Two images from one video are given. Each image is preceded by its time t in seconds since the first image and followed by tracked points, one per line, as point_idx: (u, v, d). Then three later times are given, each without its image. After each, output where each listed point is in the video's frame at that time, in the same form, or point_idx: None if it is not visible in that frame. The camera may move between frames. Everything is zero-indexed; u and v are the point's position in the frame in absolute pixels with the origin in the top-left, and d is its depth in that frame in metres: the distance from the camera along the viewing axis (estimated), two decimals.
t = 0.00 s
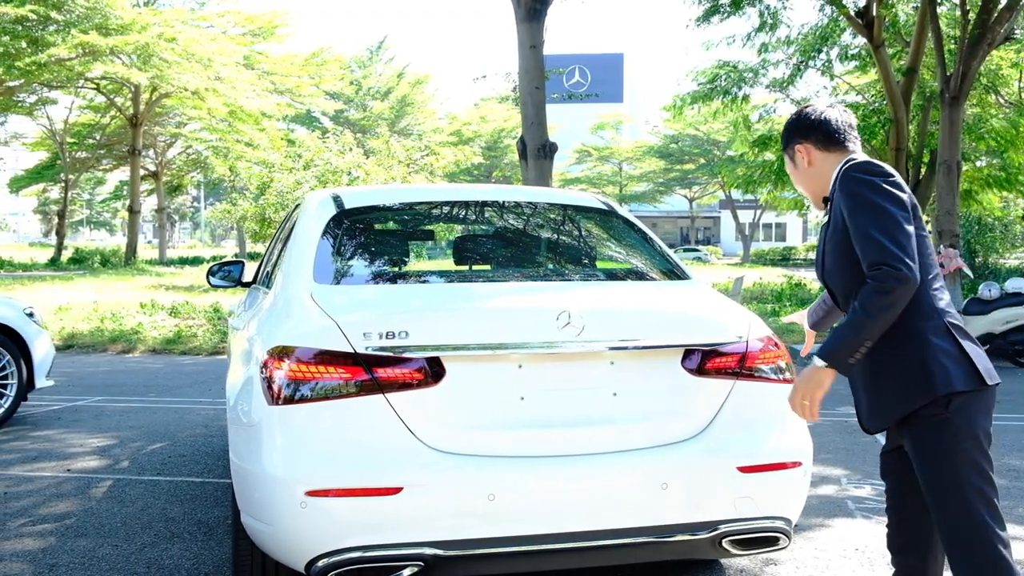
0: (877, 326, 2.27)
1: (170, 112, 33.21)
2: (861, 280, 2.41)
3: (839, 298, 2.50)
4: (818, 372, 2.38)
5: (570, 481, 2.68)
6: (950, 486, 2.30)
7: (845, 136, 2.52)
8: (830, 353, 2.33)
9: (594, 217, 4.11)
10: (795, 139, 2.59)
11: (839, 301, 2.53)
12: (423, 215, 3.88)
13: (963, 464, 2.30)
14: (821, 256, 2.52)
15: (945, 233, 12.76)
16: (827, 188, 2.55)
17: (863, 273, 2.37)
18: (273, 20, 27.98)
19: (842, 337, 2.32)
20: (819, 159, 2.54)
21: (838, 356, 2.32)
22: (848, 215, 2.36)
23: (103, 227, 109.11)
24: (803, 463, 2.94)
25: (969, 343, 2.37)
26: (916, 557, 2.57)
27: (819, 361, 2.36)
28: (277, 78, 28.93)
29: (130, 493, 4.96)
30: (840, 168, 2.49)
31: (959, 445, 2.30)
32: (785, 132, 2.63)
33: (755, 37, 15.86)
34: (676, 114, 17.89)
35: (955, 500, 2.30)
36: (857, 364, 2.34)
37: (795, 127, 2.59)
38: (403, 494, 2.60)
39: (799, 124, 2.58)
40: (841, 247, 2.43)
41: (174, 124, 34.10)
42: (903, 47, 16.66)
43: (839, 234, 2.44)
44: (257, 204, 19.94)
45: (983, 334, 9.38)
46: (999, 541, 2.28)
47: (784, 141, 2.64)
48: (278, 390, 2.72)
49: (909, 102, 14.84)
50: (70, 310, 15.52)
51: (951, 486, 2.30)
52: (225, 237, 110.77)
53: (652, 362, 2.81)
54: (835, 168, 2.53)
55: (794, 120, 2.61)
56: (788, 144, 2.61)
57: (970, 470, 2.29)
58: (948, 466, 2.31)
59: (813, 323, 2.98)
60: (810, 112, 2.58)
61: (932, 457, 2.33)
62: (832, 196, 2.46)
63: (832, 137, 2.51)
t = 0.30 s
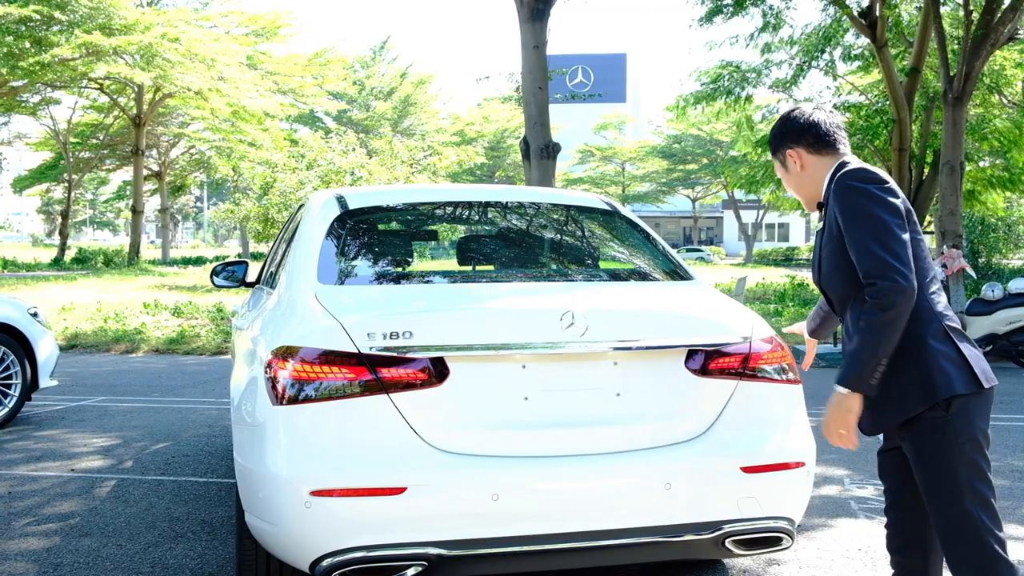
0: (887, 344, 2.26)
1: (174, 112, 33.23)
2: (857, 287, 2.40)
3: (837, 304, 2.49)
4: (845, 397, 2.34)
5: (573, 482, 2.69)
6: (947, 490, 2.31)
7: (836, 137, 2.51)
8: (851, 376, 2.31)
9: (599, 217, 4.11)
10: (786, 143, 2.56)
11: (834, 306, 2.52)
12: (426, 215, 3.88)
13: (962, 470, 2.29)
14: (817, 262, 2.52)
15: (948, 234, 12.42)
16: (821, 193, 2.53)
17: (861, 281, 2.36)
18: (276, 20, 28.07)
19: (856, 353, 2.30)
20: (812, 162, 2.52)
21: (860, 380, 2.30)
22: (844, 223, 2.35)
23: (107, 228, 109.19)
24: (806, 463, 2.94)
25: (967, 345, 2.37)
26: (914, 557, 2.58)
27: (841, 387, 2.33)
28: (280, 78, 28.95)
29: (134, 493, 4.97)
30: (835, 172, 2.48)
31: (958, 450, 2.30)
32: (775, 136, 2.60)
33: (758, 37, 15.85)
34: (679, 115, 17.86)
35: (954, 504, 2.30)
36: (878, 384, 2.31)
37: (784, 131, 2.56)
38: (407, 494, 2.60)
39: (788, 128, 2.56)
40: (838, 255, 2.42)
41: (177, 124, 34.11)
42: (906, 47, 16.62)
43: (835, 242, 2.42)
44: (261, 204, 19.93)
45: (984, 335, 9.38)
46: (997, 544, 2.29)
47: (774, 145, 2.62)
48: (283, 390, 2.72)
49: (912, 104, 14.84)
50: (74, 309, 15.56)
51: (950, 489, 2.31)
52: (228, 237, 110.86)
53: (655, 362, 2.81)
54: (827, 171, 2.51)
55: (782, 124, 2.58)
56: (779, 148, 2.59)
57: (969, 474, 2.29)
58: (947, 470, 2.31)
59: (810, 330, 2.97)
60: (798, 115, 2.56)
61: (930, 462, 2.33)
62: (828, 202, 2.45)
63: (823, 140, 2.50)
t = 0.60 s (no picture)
0: (938, 354, 2.17)
1: (176, 113, 33.23)
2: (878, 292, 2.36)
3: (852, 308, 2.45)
4: (924, 415, 2.19)
5: (579, 482, 2.69)
6: (961, 495, 2.30)
7: (840, 137, 2.48)
8: (927, 394, 2.16)
9: (602, 217, 4.11)
10: (789, 144, 2.51)
11: (846, 309, 2.48)
12: (429, 215, 3.88)
13: (974, 477, 2.28)
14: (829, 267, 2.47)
15: (950, 234, 12.54)
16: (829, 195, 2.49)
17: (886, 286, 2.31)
18: (278, 20, 28.09)
19: (920, 366, 2.18)
20: (818, 163, 2.49)
21: (932, 394, 2.16)
22: (864, 227, 2.30)
23: (109, 228, 109.19)
24: (811, 463, 2.94)
25: (982, 350, 2.35)
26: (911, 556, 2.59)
27: (917, 404, 2.18)
28: (282, 78, 28.95)
29: (137, 493, 4.97)
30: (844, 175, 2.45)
31: (971, 457, 2.28)
32: (777, 137, 2.54)
33: (760, 37, 15.85)
34: (681, 115, 17.82)
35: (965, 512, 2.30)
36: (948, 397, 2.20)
37: (787, 131, 2.51)
38: (411, 494, 2.60)
39: (792, 129, 2.50)
40: (857, 259, 2.37)
41: (179, 124, 34.10)
42: (908, 48, 16.61)
43: (854, 246, 2.37)
44: (263, 204, 19.93)
45: (988, 335, 9.37)
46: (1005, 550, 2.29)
47: (774, 146, 2.56)
48: (287, 390, 2.73)
49: (914, 104, 14.85)
50: (76, 309, 15.58)
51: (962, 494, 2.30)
52: (230, 237, 111.02)
53: (659, 362, 2.82)
54: (836, 171, 2.48)
55: (783, 123, 2.53)
56: (780, 149, 2.53)
57: (981, 480, 2.29)
58: (960, 476, 2.29)
59: (810, 333, 2.95)
60: (800, 114, 2.52)
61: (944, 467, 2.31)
62: (842, 204, 2.40)
63: (828, 140, 2.47)
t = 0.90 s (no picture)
0: (956, 360, 2.15)
1: (176, 113, 33.21)
2: (904, 293, 2.31)
3: (871, 309, 2.39)
4: (919, 416, 2.19)
5: (580, 482, 2.70)
6: (973, 498, 2.28)
7: (863, 134, 2.45)
8: (926, 395, 2.16)
9: (602, 218, 4.12)
10: (825, 122, 2.41)
11: (862, 309, 2.42)
12: (430, 216, 3.89)
13: (992, 481, 2.27)
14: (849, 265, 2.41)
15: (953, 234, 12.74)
16: (852, 186, 2.42)
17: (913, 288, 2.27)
18: (278, 21, 28.07)
19: (929, 368, 2.17)
20: (851, 150, 2.42)
21: (938, 398, 2.16)
22: (896, 227, 2.25)
23: (110, 229, 109.15)
24: (811, 463, 2.94)
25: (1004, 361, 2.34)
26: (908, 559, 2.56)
27: (912, 404, 2.19)
28: (282, 78, 28.95)
29: (138, 493, 4.98)
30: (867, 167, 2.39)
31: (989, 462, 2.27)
32: (807, 114, 2.43)
33: (760, 38, 15.85)
34: (682, 115, 17.80)
35: (976, 518, 2.28)
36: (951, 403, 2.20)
37: (818, 113, 2.42)
38: (412, 495, 2.61)
39: (825, 111, 2.42)
40: (883, 260, 2.32)
41: (179, 124, 34.10)
42: (908, 48, 16.61)
43: (881, 246, 2.32)
44: (263, 205, 19.91)
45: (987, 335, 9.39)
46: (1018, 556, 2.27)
47: (802, 123, 2.43)
48: (289, 391, 2.73)
49: (915, 104, 14.86)
50: (76, 310, 15.60)
51: (976, 497, 2.27)
52: (230, 237, 111.03)
53: (659, 363, 2.82)
54: (859, 165, 2.43)
55: (811, 105, 2.44)
56: (815, 125, 2.41)
57: (1000, 485, 2.27)
58: (978, 479, 2.27)
59: (810, 339, 2.90)
60: (826, 100, 2.44)
61: (957, 471, 2.29)
62: (872, 201, 2.34)
63: (857, 132, 2.42)
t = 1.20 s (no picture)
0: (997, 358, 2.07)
1: (176, 113, 33.23)
2: (932, 288, 2.21)
3: (888, 306, 2.27)
4: (966, 417, 2.08)
5: (580, 482, 2.70)
6: (999, 497, 2.20)
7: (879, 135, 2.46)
8: (975, 394, 2.06)
9: (602, 218, 4.12)
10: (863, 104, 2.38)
11: (877, 306, 2.30)
12: (430, 216, 3.89)
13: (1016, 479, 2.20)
14: (870, 258, 2.29)
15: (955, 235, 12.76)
16: (876, 172, 2.34)
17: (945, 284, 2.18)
18: (279, 21, 28.07)
19: (975, 364, 2.07)
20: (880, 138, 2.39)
21: (986, 398, 2.07)
22: (935, 219, 2.17)
23: (110, 229, 109.14)
24: (811, 463, 2.95)
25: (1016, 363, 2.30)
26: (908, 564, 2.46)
27: (958, 405, 2.07)
28: (283, 78, 28.96)
29: (139, 493, 4.99)
30: (891, 154, 2.35)
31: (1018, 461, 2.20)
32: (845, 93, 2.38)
33: (760, 38, 15.86)
34: (682, 115, 17.78)
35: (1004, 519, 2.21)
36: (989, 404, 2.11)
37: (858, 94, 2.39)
38: (412, 494, 2.61)
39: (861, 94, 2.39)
40: (913, 252, 2.22)
41: (179, 125, 34.10)
42: (908, 48, 16.62)
43: (911, 238, 2.22)
44: (264, 205, 19.92)
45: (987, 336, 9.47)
46: None
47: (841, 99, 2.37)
48: (289, 391, 2.73)
49: (915, 104, 14.88)
50: (77, 310, 15.61)
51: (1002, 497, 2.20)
52: (230, 237, 111.03)
53: (658, 362, 2.83)
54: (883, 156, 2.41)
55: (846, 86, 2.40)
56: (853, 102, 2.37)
57: None
58: (1005, 478, 2.19)
59: (793, 343, 2.81)
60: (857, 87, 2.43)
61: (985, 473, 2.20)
62: (902, 194, 2.25)
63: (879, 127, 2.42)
